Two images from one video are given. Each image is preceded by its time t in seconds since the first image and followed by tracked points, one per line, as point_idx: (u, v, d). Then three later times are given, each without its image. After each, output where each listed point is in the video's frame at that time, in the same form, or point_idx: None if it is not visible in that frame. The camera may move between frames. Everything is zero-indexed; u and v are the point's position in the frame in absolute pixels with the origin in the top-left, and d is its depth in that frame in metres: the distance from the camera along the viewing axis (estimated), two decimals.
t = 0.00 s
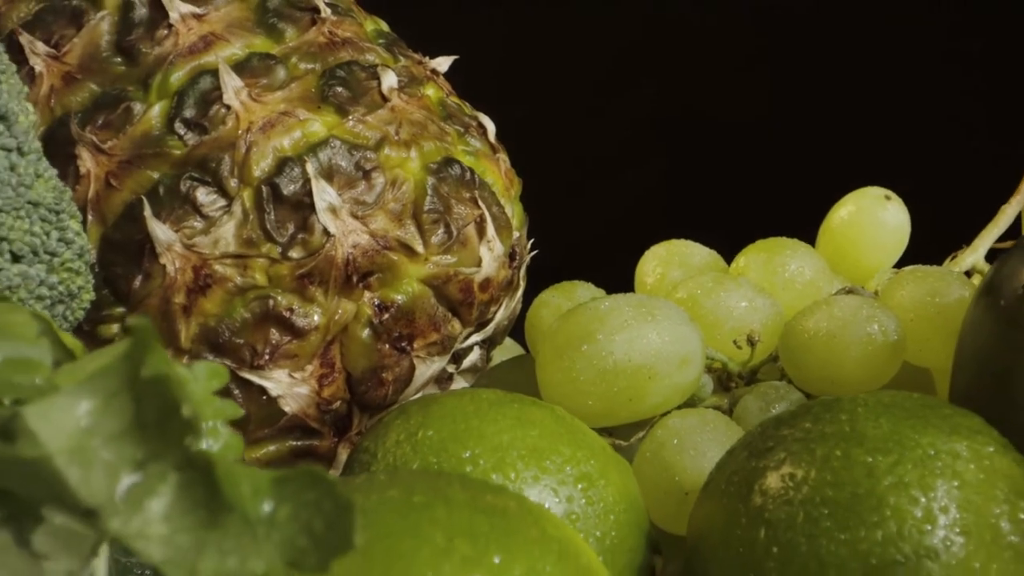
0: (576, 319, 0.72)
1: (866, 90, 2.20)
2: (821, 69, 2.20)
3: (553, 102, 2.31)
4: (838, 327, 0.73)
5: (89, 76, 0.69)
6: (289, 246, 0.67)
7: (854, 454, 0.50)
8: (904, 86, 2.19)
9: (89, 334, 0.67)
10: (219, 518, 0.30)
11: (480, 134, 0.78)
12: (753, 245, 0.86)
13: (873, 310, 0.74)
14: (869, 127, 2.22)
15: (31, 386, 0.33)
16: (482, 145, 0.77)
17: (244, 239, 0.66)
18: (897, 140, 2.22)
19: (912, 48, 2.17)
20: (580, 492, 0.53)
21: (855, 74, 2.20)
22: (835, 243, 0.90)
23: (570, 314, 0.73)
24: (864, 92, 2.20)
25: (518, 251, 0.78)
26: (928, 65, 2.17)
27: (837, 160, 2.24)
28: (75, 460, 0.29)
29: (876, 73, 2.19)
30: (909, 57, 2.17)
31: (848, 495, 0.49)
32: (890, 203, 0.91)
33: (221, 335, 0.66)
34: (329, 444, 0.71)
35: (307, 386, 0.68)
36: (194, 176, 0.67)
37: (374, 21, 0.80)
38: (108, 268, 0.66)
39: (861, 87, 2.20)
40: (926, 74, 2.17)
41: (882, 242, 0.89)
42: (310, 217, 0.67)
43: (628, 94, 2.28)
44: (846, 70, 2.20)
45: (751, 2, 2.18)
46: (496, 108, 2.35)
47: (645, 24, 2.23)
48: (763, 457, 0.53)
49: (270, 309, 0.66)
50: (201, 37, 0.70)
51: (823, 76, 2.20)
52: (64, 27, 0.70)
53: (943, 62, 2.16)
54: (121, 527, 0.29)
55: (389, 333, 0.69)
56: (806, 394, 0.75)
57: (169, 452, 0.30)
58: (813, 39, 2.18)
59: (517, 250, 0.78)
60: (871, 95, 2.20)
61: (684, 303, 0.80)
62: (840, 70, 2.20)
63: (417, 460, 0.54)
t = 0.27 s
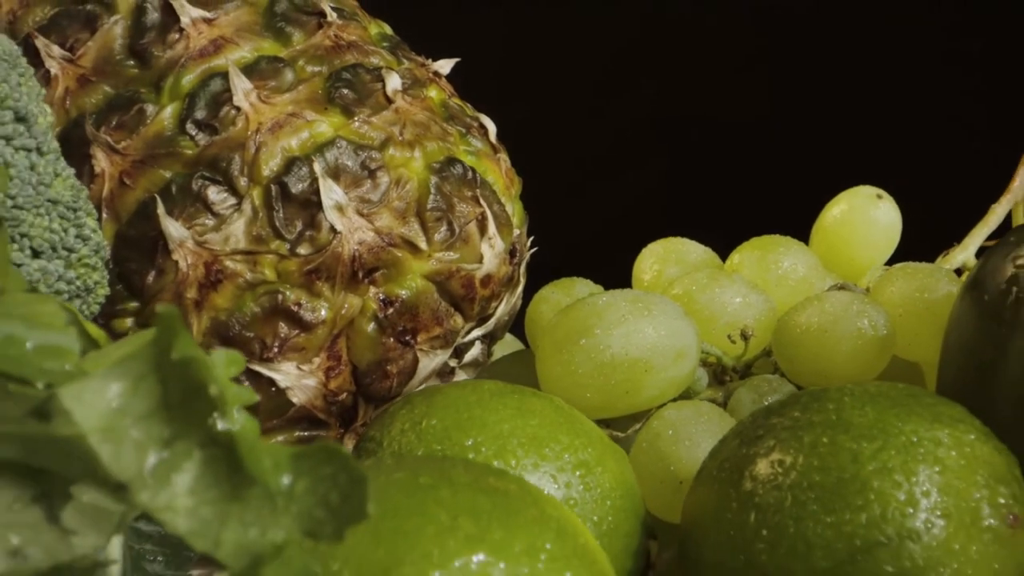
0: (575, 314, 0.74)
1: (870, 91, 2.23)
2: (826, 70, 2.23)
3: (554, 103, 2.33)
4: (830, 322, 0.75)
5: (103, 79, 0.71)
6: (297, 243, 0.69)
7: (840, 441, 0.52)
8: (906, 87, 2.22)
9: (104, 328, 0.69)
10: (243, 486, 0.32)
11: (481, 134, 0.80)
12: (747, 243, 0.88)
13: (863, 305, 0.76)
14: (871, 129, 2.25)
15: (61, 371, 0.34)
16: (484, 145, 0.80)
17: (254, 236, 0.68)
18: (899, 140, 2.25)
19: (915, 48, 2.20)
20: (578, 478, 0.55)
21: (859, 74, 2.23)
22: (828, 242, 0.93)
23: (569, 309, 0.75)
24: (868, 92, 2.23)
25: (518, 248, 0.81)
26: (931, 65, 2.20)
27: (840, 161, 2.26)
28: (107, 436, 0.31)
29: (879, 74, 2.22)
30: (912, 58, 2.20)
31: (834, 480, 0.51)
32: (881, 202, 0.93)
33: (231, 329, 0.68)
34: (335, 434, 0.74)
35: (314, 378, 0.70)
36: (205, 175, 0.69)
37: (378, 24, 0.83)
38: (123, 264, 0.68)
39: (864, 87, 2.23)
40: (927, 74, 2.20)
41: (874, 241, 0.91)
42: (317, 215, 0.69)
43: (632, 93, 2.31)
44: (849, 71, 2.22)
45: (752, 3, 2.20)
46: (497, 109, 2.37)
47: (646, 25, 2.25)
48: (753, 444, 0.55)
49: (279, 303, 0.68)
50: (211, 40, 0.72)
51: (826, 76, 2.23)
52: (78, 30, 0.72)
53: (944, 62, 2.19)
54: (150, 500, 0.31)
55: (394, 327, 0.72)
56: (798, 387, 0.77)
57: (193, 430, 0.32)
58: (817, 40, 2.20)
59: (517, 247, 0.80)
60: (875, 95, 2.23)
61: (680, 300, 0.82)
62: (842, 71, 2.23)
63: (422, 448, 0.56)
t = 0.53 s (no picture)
0: (573, 308, 0.76)
1: (867, 91, 2.25)
2: (824, 70, 2.25)
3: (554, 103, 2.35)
4: (821, 316, 0.77)
5: (118, 81, 0.73)
6: (306, 239, 0.71)
7: (826, 428, 0.55)
8: (904, 87, 2.24)
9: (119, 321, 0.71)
10: (265, 461, 0.34)
11: (483, 134, 0.83)
12: (741, 240, 0.90)
13: (853, 300, 0.78)
14: (870, 126, 2.27)
15: (91, 356, 0.33)
16: (486, 144, 0.82)
17: (264, 233, 0.71)
18: (903, 139, 2.27)
19: (911, 48, 2.22)
20: (576, 464, 0.58)
21: (855, 76, 2.25)
22: (822, 238, 0.95)
23: (568, 304, 0.78)
24: (865, 93, 2.25)
25: (518, 245, 0.83)
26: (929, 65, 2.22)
27: (839, 160, 2.29)
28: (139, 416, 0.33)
29: (878, 75, 2.24)
30: (909, 59, 2.22)
31: (820, 464, 0.53)
32: (872, 200, 0.96)
33: (243, 322, 0.70)
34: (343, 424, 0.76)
35: (322, 369, 0.72)
36: (217, 174, 0.71)
37: (382, 28, 0.85)
38: (138, 259, 0.70)
39: (862, 88, 2.25)
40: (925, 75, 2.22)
41: (866, 238, 0.94)
42: (325, 213, 0.71)
43: (631, 94, 2.33)
44: (848, 71, 2.25)
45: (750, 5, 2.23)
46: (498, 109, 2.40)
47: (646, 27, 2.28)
48: (744, 431, 0.57)
49: (289, 297, 0.71)
50: (222, 44, 0.75)
51: (824, 77, 2.26)
52: (93, 34, 0.74)
53: (943, 63, 2.21)
54: (178, 474, 0.34)
55: (399, 321, 0.74)
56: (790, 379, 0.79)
57: (218, 410, 0.34)
58: (815, 40, 2.23)
59: (518, 244, 0.83)
60: (872, 95, 2.25)
61: (676, 295, 0.85)
62: (841, 71, 2.25)
63: (428, 435, 0.58)
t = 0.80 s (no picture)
0: (572, 303, 0.79)
1: (860, 91, 2.28)
2: (816, 70, 2.28)
3: (553, 103, 2.38)
4: (812, 312, 0.79)
5: (131, 83, 0.76)
6: (314, 236, 0.74)
7: (814, 416, 0.57)
8: (908, 86, 2.26)
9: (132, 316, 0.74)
10: (282, 440, 0.37)
11: (484, 135, 0.85)
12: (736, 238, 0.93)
13: (844, 296, 0.80)
14: (866, 125, 2.29)
15: (114, 344, 0.36)
16: (487, 144, 0.84)
17: (273, 230, 0.73)
18: (898, 138, 2.30)
19: (908, 49, 2.24)
20: (574, 452, 0.60)
21: (849, 75, 2.27)
22: (815, 237, 0.97)
23: (568, 299, 0.80)
24: (860, 92, 2.28)
25: (518, 243, 0.85)
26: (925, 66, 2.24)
27: (835, 160, 2.31)
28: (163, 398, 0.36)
29: (870, 75, 2.26)
30: (905, 59, 2.25)
31: (808, 451, 0.56)
32: (864, 199, 0.98)
33: (253, 316, 0.73)
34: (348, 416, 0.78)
35: (329, 362, 0.75)
36: (228, 173, 0.74)
37: (387, 31, 0.87)
38: (151, 256, 0.73)
39: (855, 87, 2.28)
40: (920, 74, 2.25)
41: (858, 237, 0.96)
42: (332, 210, 0.74)
43: (633, 93, 2.36)
44: (841, 71, 2.27)
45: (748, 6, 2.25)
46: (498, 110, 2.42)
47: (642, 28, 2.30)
48: (736, 420, 0.60)
49: (297, 292, 0.73)
50: (232, 47, 0.77)
51: (817, 77, 2.28)
52: (106, 38, 0.77)
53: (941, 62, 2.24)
54: (200, 453, 0.36)
55: (403, 315, 0.76)
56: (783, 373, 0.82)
57: (236, 393, 0.36)
58: (811, 41, 2.26)
59: (518, 241, 0.85)
60: (865, 95, 2.28)
61: (673, 291, 0.87)
62: (835, 71, 2.27)
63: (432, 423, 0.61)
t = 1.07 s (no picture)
0: (571, 297, 0.82)
1: (875, 89, 2.32)
2: (824, 69, 2.32)
3: (554, 103, 2.41)
4: (803, 305, 0.82)
5: (146, 86, 0.79)
6: (322, 232, 0.77)
7: (799, 403, 0.60)
8: (907, 87, 2.31)
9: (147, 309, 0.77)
10: (301, 418, 0.40)
11: (485, 135, 0.88)
12: (729, 235, 0.96)
13: (833, 291, 0.83)
14: (869, 125, 2.33)
15: (142, 330, 0.38)
16: (488, 144, 0.87)
17: (283, 226, 0.76)
18: (901, 138, 2.34)
19: (913, 50, 2.29)
20: (572, 438, 0.63)
21: (858, 74, 2.31)
22: (807, 234, 1.00)
23: (567, 294, 0.83)
24: (867, 92, 2.32)
25: (518, 239, 0.88)
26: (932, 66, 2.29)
27: (837, 160, 2.36)
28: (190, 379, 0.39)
29: (876, 74, 2.31)
30: (908, 60, 2.30)
31: (794, 436, 0.59)
32: (855, 197, 1.01)
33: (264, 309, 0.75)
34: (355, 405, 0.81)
35: (337, 353, 0.77)
36: (240, 172, 0.77)
37: (391, 35, 0.90)
38: (166, 252, 0.76)
39: (863, 87, 2.32)
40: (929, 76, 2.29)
41: (849, 234, 0.99)
42: (340, 208, 0.76)
43: (633, 93, 2.39)
44: (847, 71, 2.31)
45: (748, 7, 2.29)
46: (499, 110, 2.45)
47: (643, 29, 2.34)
48: (726, 407, 0.63)
49: (306, 286, 0.76)
50: (243, 51, 0.80)
51: (824, 76, 2.32)
52: (123, 42, 0.80)
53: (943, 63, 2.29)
54: (225, 430, 0.39)
55: (408, 308, 0.79)
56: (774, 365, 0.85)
57: (258, 373, 0.39)
58: (816, 42, 2.30)
59: (518, 238, 0.87)
60: (872, 95, 2.32)
61: (669, 286, 0.90)
62: (840, 71, 2.31)
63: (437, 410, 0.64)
